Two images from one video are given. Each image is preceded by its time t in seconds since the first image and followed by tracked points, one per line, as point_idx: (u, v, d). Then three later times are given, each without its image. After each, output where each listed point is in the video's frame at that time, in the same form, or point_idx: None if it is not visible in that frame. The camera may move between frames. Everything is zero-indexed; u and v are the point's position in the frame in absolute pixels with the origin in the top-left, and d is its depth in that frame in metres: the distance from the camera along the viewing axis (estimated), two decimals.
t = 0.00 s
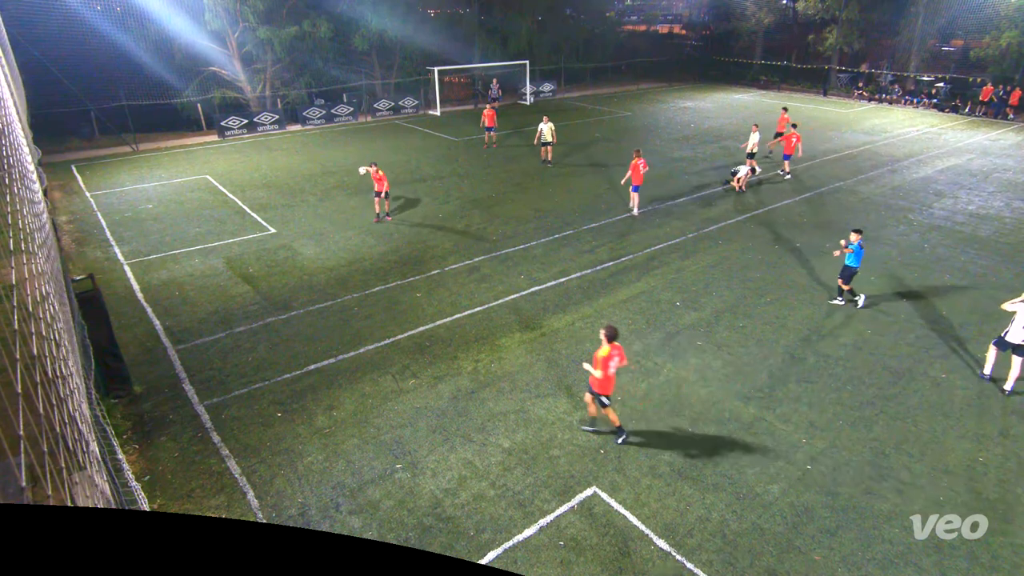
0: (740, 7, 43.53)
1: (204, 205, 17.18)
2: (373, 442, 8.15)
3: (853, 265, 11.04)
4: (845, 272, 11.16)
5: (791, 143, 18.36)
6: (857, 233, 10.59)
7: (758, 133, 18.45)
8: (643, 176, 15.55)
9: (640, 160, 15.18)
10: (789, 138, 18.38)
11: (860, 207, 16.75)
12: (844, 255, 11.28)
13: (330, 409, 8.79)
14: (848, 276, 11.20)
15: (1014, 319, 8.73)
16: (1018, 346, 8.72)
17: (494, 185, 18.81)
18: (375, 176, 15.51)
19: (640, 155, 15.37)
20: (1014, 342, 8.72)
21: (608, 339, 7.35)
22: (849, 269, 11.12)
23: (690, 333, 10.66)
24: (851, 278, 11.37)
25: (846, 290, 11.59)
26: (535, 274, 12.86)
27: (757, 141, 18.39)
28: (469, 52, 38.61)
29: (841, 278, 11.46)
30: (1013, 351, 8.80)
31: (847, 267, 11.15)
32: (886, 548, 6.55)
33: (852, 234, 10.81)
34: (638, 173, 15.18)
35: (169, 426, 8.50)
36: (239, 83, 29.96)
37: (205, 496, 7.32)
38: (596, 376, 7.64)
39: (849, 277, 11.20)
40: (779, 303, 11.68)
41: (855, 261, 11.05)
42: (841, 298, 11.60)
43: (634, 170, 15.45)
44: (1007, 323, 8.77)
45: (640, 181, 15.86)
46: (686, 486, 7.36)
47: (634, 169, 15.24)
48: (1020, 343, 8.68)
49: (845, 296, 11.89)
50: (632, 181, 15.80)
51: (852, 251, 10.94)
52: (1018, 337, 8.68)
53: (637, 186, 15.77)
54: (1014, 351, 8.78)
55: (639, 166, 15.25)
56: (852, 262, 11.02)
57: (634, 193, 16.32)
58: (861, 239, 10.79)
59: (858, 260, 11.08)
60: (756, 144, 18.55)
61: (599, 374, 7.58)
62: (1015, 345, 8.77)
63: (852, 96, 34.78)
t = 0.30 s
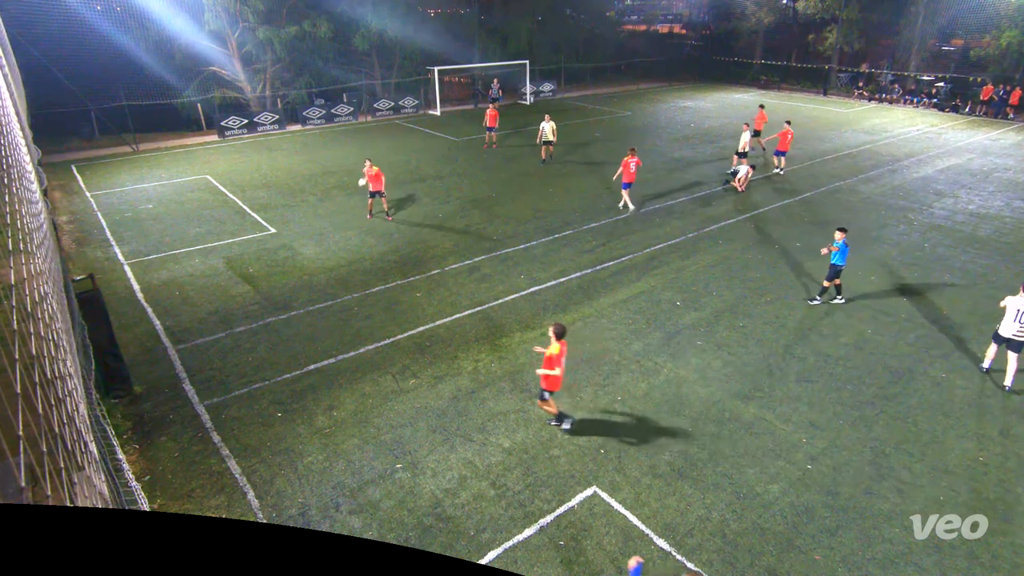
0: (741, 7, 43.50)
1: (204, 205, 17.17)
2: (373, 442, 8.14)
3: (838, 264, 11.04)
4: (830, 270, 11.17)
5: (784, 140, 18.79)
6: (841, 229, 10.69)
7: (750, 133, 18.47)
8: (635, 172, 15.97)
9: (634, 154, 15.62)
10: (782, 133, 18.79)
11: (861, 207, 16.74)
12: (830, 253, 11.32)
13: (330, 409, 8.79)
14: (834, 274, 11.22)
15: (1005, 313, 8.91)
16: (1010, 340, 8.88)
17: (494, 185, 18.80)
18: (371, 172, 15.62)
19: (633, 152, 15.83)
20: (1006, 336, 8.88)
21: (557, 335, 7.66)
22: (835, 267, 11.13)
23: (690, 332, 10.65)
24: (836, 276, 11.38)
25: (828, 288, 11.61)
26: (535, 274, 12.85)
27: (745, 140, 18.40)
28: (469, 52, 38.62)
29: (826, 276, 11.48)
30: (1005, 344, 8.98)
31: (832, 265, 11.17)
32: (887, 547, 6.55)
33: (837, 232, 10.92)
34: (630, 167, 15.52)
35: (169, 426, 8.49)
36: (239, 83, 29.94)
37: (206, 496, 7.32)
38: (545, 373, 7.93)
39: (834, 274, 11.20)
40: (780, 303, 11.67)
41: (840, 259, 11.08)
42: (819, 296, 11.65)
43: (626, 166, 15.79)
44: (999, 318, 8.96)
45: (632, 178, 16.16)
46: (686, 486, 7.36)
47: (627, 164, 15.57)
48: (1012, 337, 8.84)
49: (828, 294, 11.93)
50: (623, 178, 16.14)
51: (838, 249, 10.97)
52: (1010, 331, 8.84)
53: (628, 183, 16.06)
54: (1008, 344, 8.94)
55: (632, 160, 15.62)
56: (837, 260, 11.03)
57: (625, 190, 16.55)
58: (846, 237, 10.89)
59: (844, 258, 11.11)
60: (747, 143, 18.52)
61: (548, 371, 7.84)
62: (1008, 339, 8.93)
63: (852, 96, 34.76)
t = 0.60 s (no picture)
0: (741, 7, 43.48)
1: (204, 205, 17.17)
2: (373, 442, 8.14)
3: (821, 263, 11.08)
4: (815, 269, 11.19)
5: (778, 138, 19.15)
6: (823, 228, 10.72)
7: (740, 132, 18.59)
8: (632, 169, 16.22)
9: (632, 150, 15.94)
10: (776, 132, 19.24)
11: (861, 208, 16.73)
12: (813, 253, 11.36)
13: (330, 409, 8.79)
14: (817, 273, 11.25)
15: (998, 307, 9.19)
16: (1005, 332, 9.11)
17: (494, 185, 18.80)
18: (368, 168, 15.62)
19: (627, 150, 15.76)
20: (1000, 328, 9.12)
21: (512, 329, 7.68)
22: (819, 266, 11.16)
23: (690, 333, 10.66)
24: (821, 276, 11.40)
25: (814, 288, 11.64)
26: (535, 274, 12.85)
27: (737, 140, 18.53)
28: (468, 52, 38.63)
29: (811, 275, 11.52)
30: (999, 337, 9.20)
31: (816, 265, 11.21)
32: (887, 547, 6.55)
33: (820, 232, 10.98)
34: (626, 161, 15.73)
35: (169, 427, 8.49)
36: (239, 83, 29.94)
37: (206, 496, 7.32)
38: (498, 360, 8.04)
39: (818, 274, 11.23)
40: (780, 303, 11.66)
41: (824, 259, 11.10)
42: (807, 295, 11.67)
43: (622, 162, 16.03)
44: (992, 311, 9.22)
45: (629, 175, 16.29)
46: (685, 486, 7.36)
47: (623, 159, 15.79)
48: (1006, 329, 9.08)
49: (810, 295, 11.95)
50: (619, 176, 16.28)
51: (821, 249, 11.02)
52: (1003, 322, 9.09)
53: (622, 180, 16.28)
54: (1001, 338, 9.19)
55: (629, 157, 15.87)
56: (820, 259, 11.06)
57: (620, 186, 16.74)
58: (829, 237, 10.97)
59: (827, 258, 11.14)
60: (738, 144, 18.63)
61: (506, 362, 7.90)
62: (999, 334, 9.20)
63: (852, 96, 34.76)
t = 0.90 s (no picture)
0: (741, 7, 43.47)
1: (204, 205, 17.16)
2: (373, 442, 8.14)
3: (805, 263, 11.09)
4: (799, 268, 11.22)
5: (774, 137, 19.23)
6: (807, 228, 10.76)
7: (731, 133, 18.67)
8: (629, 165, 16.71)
9: (629, 147, 16.35)
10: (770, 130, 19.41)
11: (861, 208, 16.76)
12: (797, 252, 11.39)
13: (330, 409, 8.79)
14: (801, 272, 11.29)
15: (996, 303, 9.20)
16: (1004, 328, 9.14)
17: (494, 185, 18.80)
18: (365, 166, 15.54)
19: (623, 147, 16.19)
20: (998, 325, 9.14)
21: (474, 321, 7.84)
22: (803, 265, 11.19)
23: (690, 333, 10.67)
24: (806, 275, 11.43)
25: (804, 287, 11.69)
26: (535, 274, 12.86)
27: (728, 141, 18.58)
28: (468, 52, 38.64)
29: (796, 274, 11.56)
30: (996, 333, 9.25)
31: (800, 264, 11.24)
32: (887, 547, 6.56)
33: (804, 231, 11.06)
34: (626, 158, 16.13)
35: (169, 426, 8.49)
36: (239, 83, 29.95)
37: (206, 496, 7.32)
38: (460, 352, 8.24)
39: (801, 273, 11.27)
40: (779, 303, 11.66)
41: (807, 258, 11.13)
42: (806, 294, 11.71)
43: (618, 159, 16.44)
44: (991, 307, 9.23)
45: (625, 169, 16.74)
46: (685, 486, 7.37)
47: (621, 155, 16.20)
48: (1005, 326, 9.10)
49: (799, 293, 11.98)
50: (616, 172, 16.75)
51: (804, 248, 11.07)
52: (1002, 319, 9.11)
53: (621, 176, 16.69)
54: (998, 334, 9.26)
55: (627, 153, 16.29)
56: (803, 258, 11.08)
57: (619, 181, 17.29)
58: (812, 235, 11.03)
59: (811, 257, 11.17)
60: (730, 145, 18.70)
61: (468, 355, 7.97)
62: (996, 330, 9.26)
63: (853, 96, 34.77)
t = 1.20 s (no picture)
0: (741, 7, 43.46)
1: (204, 205, 17.16)
2: (373, 442, 8.14)
3: (790, 259, 11.27)
4: (783, 265, 11.38)
5: (773, 135, 19.20)
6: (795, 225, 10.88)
7: (726, 132, 18.67)
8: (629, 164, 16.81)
9: (629, 146, 16.61)
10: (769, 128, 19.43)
11: (861, 207, 16.75)
12: (783, 249, 11.54)
13: (330, 409, 8.79)
14: (785, 269, 11.43)
15: (999, 299, 9.27)
16: (1005, 324, 9.24)
17: (494, 185, 18.80)
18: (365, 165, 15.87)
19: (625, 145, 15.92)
20: (1000, 320, 9.22)
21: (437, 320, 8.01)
22: (787, 262, 11.35)
23: (690, 332, 10.67)
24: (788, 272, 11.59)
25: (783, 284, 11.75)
26: (535, 274, 12.85)
27: (723, 140, 18.58)
28: (468, 52, 38.64)
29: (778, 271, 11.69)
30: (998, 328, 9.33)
31: (785, 260, 11.39)
32: (887, 547, 6.55)
33: (790, 228, 11.21)
34: (628, 157, 16.21)
35: (169, 426, 8.49)
36: (239, 83, 29.94)
37: (206, 496, 7.32)
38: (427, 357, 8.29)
39: (785, 269, 11.42)
40: (779, 303, 11.66)
41: (792, 255, 11.29)
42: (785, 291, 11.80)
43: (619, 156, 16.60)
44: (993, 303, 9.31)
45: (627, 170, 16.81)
46: (685, 486, 7.37)
47: (624, 154, 16.26)
48: (1007, 321, 9.19)
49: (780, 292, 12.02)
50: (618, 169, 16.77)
51: (790, 244, 11.22)
52: (1004, 314, 9.19)
53: (621, 174, 16.79)
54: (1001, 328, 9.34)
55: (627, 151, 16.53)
56: (789, 255, 11.24)
57: (619, 180, 17.39)
58: (798, 233, 11.18)
59: (796, 254, 11.35)
60: (725, 144, 18.69)
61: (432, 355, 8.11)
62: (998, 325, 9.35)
63: (852, 96, 34.75)
